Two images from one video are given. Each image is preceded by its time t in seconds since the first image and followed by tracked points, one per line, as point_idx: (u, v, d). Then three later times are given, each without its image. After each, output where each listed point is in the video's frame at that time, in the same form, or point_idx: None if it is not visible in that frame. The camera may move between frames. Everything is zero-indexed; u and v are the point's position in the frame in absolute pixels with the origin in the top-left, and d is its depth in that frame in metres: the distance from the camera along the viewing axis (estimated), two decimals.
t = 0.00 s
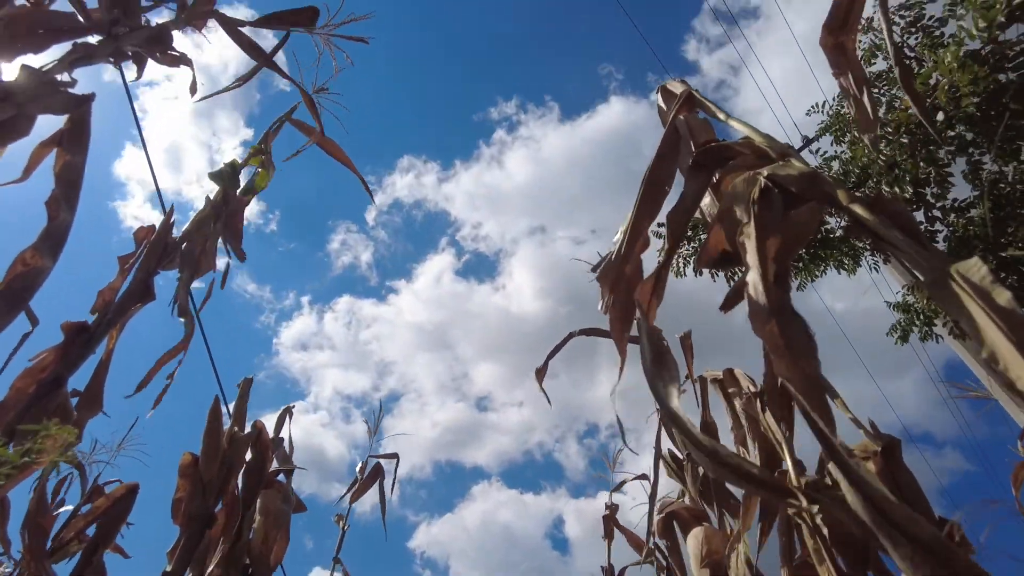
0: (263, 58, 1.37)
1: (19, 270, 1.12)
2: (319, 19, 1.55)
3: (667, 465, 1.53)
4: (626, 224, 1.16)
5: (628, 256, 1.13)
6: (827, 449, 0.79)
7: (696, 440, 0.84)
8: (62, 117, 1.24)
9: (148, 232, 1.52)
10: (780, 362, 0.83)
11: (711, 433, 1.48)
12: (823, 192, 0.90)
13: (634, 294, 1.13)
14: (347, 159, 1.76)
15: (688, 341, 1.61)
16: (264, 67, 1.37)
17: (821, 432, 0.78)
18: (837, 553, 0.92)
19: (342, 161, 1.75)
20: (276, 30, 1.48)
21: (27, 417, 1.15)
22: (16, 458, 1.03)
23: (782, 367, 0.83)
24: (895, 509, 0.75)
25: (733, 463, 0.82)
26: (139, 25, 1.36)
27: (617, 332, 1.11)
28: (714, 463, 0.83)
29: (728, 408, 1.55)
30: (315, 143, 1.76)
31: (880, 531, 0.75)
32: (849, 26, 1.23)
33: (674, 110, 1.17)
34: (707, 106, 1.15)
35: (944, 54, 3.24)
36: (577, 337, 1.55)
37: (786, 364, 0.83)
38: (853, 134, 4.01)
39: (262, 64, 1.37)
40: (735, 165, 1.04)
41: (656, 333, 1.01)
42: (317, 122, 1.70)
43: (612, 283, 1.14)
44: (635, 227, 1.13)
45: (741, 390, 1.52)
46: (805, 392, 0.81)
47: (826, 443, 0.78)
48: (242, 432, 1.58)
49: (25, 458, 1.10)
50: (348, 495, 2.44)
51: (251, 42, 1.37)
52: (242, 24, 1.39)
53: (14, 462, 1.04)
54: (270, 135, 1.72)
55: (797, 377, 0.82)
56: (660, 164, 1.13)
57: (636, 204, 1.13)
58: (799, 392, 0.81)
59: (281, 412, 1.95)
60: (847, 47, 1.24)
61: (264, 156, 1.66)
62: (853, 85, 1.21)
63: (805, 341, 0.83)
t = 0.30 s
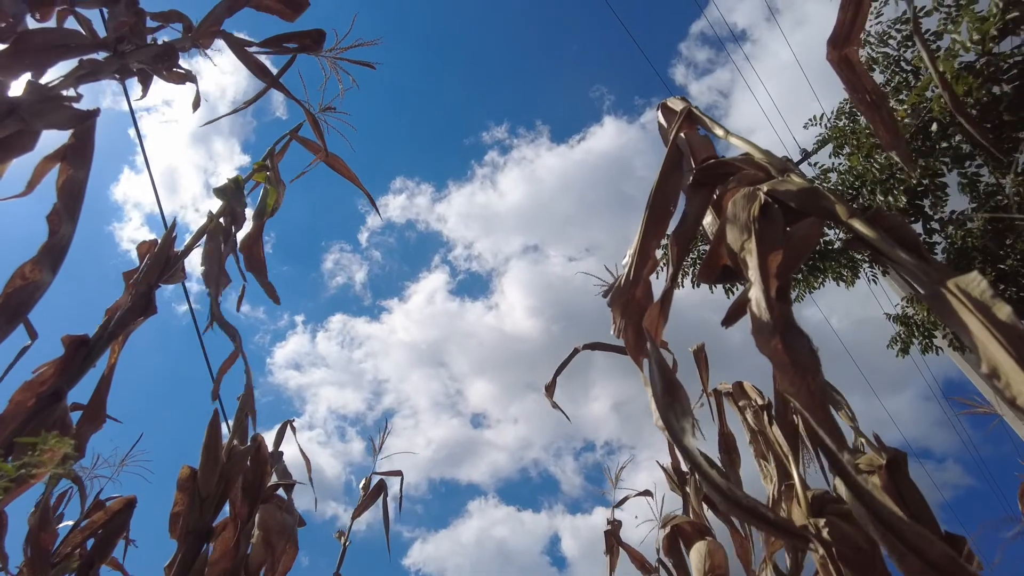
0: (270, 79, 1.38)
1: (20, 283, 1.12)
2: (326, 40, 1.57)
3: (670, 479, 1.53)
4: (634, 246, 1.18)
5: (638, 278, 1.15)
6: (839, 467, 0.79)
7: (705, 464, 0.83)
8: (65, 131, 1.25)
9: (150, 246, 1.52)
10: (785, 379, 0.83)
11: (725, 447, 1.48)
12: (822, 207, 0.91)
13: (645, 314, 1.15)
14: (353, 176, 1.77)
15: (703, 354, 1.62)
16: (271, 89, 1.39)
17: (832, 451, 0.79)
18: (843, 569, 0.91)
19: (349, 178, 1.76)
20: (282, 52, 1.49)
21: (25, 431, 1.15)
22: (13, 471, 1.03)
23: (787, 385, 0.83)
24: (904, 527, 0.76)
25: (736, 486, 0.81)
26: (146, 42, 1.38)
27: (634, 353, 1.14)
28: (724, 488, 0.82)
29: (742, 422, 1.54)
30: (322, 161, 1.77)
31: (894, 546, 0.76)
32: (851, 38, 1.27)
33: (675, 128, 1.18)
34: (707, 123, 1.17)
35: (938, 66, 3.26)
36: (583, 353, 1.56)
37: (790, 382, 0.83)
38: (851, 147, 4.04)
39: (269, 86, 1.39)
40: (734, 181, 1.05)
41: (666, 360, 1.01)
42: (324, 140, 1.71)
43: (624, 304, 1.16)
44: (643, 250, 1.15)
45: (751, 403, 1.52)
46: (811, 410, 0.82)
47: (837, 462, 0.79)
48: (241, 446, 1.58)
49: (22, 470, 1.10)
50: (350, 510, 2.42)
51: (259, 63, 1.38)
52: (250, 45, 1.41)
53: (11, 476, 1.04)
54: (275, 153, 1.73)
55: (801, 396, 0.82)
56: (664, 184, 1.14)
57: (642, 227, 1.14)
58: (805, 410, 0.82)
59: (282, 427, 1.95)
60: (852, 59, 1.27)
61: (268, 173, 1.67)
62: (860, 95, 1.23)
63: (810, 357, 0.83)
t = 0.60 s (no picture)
0: (269, 89, 1.39)
1: (19, 295, 1.12)
2: (325, 51, 1.58)
3: (669, 492, 1.52)
4: (632, 254, 1.19)
5: (636, 285, 1.16)
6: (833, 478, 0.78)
7: (697, 471, 0.83)
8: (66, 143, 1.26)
9: (149, 258, 1.52)
10: (782, 390, 0.82)
11: (720, 459, 1.47)
12: (821, 219, 0.91)
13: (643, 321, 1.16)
14: (351, 187, 1.78)
15: (697, 364, 1.61)
16: (270, 100, 1.39)
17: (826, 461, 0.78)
18: None
19: (347, 189, 1.76)
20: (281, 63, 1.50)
21: (22, 444, 1.14)
22: (9, 485, 1.02)
23: (783, 395, 0.83)
24: (901, 541, 0.74)
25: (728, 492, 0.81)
26: (146, 55, 1.39)
27: (631, 359, 1.14)
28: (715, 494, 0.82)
29: (737, 433, 1.54)
30: (320, 171, 1.77)
31: (889, 562, 0.74)
32: (851, 51, 1.28)
33: (674, 139, 1.19)
34: (707, 134, 1.17)
35: (935, 80, 3.28)
36: (580, 360, 1.55)
37: (786, 392, 0.82)
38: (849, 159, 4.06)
39: (269, 97, 1.40)
40: (733, 192, 1.05)
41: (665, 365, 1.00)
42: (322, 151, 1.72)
43: (621, 311, 1.17)
44: (641, 258, 1.15)
45: (748, 414, 1.52)
46: (808, 421, 0.81)
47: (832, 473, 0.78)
48: (239, 459, 1.57)
49: (18, 484, 1.09)
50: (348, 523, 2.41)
51: (258, 74, 1.39)
52: (249, 56, 1.42)
53: (7, 489, 1.03)
54: (274, 164, 1.74)
55: (797, 407, 0.82)
56: (662, 193, 1.15)
57: (640, 236, 1.15)
58: (801, 421, 0.81)
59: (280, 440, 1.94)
60: (853, 71, 1.29)
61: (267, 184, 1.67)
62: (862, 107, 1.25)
63: (808, 368, 0.83)
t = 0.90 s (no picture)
0: (267, 101, 1.40)
1: (17, 306, 1.13)
2: (323, 63, 1.59)
3: (669, 506, 1.51)
4: (629, 266, 1.20)
5: (633, 298, 1.16)
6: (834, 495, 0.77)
7: (695, 486, 0.83)
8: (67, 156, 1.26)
9: (148, 271, 1.52)
10: (780, 406, 0.82)
11: (721, 473, 1.47)
12: (819, 232, 0.91)
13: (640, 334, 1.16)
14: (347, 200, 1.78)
15: (697, 378, 1.61)
16: (268, 110, 1.40)
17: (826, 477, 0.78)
18: None
19: (343, 203, 1.77)
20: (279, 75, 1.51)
21: (19, 457, 1.14)
22: (5, 499, 1.02)
23: (782, 411, 0.82)
24: (901, 558, 0.74)
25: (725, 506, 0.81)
26: (147, 68, 1.40)
27: (627, 373, 1.15)
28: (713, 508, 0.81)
29: (738, 447, 1.54)
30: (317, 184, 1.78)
31: None
32: (847, 69, 1.30)
33: (672, 153, 1.20)
34: (704, 148, 1.18)
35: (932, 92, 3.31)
36: (578, 370, 1.55)
37: (785, 407, 0.82)
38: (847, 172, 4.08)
39: (267, 108, 1.41)
40: (732, 206, 1.06)
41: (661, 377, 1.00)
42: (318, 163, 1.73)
43: (617, 324, 1.18)
44: (639, 270, 1.16)
45: (749, 427, 1.51)
46: (807, 437, 0.81)
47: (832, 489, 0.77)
48: (238, 473, 1.56)
49: (14, 497, 1.09)
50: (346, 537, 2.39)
51: (256, 86, 1.40)
52: (248, 69, 1.43)
53: (3, 503, 1.03)
54: (273, 176, 1.75)
55: (796, 423, 0.81)
56: (660, 206, 1.15)
57: (637, 248, 1.15)
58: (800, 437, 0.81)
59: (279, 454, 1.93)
60: (849, 89, 1.30)
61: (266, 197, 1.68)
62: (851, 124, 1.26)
63: (808, 383, 0.83)
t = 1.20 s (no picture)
0: (269, 114, 1.41)
1: (17, 318, 1.13)
2: (325, 77, 1.60)
3: (671, 520, 1.50)
4: (632, 282, 1.20)
5: (636, 315, 1.17)
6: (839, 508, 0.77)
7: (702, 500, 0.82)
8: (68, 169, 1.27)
9: (149, 283, 1.53)
10: (784, 419, 0.82)
11: (726, 488, 1.46)
12: (819, 245, 0.91)
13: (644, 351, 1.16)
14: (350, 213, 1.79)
15: (699, 391, 1.60)
16: (270, 124, 1.41)
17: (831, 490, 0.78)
18: None
19: (345, 216, 1.78)
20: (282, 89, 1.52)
21: (16, 470, 1.13)
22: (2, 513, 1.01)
23: (786, 424, 0.82)
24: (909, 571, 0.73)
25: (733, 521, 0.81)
26: (149, 81, 1.41)
27: (631, 390, 1.15)
28: (720, 524, 0.81)
29: (742, 461, 1.53)
30: (319, 197, 1.79)
31: None
32: (847, 81, 1.32)
33: (673, 167, 1.20)
34: (705, 162, 1.18)
35: (928, 104, 3.34)
36: (578, 384, 1.55)
37: (789, 421, 0.82)
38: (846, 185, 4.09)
39: (269, 121, 1.41)
40: (732, 219, 1.06)
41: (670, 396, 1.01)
42: (322, 176, 1.73)
43: (621, 341, 1.18)
44: (642, 285, 1.16)
45: (752, 442, 1.51)
46: (812, 450, 0.81)
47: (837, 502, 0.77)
48: (236, 487, 1.55)
49: (11, 511, 1.08)
50: (343, 551, 2.37)
51: (259, 100, 1.41)
52: (250, 82, 1.44)
53: None
54: (274, 189, 1.75)
55: (800, 436, 0.81)
56: (662, 220, 1.16)
57: (639, 263, 1.15)
58: (804, 450, 0.81)
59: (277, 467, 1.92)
60: (850, 100, 1.32)
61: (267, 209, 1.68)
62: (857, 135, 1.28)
63: (812, 396, 0.83)
